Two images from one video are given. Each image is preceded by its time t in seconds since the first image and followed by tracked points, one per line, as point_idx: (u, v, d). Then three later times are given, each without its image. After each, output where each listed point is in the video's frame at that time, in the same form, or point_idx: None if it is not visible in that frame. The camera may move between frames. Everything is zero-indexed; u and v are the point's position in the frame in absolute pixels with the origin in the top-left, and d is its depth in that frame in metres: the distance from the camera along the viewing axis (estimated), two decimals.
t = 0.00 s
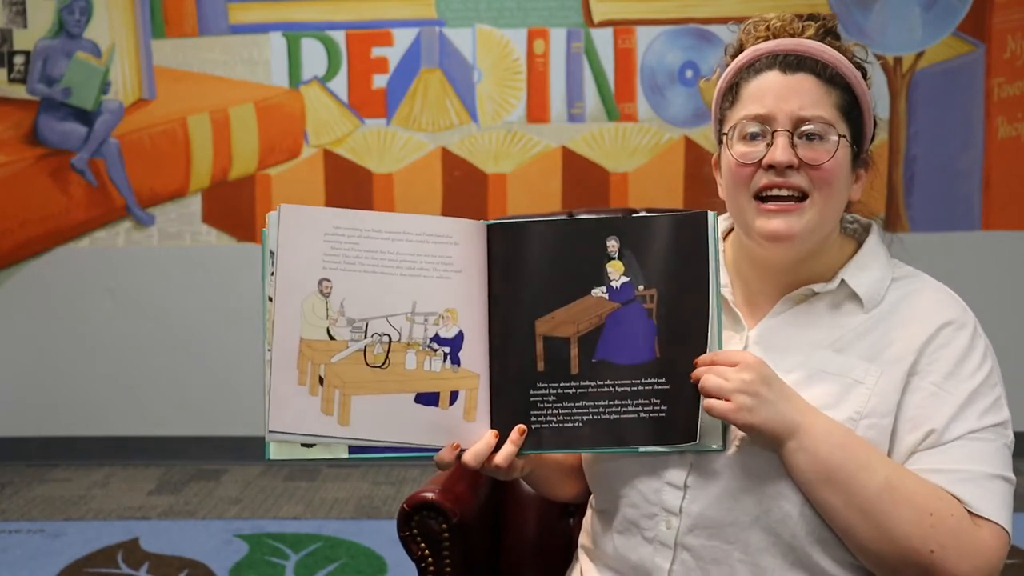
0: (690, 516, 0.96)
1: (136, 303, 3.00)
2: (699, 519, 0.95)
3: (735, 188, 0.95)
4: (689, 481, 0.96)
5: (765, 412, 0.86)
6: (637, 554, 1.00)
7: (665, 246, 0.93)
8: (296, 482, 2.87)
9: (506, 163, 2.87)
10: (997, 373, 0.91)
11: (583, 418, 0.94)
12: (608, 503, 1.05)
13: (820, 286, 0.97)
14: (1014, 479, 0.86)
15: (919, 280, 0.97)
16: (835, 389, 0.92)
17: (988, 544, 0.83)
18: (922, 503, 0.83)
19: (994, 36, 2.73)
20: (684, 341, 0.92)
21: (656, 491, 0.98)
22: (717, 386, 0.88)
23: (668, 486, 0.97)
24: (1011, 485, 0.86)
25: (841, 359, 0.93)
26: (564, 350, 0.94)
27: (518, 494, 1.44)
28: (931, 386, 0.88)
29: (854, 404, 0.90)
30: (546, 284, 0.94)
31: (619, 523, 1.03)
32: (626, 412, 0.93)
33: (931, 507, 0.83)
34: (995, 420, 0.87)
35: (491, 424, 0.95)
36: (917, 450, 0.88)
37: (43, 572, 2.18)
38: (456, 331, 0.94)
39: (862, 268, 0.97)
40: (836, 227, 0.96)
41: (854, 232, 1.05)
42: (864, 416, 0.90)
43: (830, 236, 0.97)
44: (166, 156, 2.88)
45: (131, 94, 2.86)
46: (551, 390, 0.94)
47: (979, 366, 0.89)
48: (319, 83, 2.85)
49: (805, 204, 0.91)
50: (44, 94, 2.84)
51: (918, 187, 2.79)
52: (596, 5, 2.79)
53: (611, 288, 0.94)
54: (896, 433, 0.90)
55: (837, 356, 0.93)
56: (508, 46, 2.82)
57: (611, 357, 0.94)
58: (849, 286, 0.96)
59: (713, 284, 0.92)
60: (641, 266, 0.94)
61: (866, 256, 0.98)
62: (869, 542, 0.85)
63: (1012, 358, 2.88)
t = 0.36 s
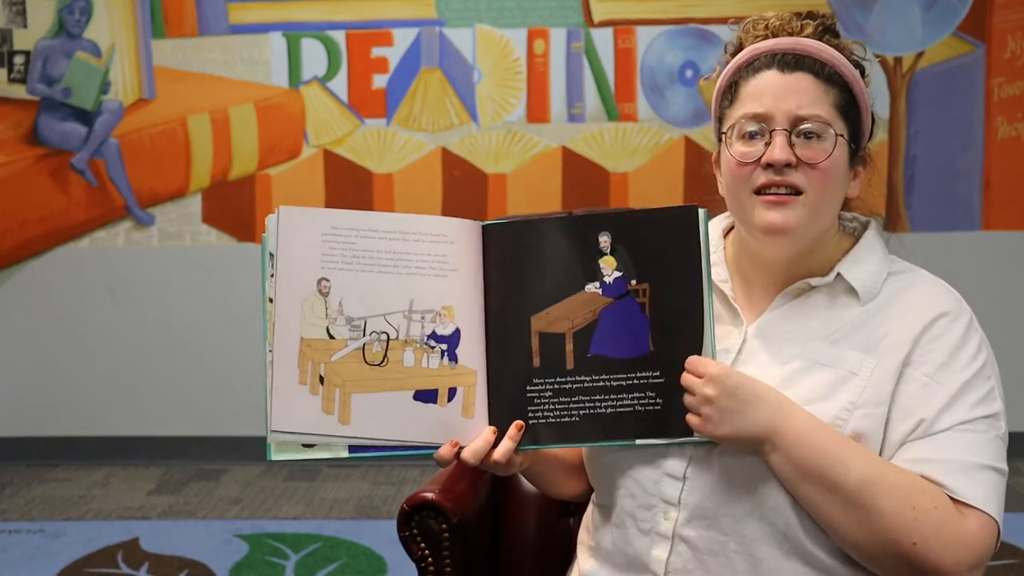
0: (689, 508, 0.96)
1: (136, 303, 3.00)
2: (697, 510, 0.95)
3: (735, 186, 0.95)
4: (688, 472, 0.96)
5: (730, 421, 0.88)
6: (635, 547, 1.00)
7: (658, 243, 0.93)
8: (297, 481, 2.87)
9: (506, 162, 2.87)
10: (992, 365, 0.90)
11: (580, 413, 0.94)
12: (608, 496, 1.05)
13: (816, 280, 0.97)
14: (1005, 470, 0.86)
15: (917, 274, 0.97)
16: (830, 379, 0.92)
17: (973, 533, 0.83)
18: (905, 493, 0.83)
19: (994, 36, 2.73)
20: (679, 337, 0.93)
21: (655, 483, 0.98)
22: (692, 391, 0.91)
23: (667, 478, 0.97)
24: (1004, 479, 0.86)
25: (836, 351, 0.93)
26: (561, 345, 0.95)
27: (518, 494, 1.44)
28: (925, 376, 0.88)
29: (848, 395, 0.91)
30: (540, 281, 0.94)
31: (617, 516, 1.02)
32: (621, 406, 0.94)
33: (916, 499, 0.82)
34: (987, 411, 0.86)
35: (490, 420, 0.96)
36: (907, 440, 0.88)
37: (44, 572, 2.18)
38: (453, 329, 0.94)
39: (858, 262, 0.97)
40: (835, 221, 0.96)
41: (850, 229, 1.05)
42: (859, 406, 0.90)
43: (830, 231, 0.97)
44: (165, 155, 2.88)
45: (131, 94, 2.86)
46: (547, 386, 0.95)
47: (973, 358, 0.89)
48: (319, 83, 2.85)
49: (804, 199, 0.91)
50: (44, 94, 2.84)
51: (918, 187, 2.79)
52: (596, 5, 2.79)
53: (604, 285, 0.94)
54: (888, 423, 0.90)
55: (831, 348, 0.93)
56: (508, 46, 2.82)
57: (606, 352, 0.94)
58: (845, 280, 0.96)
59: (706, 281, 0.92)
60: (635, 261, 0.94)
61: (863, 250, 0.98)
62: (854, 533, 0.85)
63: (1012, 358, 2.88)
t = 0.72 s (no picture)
0: (680, 492, 0.98)
1: (136, 303, 3.00)
2: (688, 494, 0.98)
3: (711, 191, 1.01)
4: (681, 458, 0.99)
5: (714, 412, 0.87)
6: (630, 531, 1.03)
7: (645, 239, 0.94)
8: (297, 481, 2.87)
9: (506, 163, 2.87)
10: (983, 358, 0.93)
11: (575, 408, 0.95)
12: (604, 485, 1.07)
13: (811, 272, 1.00)
14: (992, 460, 0.88)
15: (912, 268, 1.00)
16: (821, 367, 0.94)
17: (955, 520, 0.85)
18: (891, 479, 0.84)
19: (994, 36, 2.73)
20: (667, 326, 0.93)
21: (650, 469, 1.00)
22: (678, 379, 0.90)
23: (662, 463, 0.99)
24: (990, 468, 0.88)
25: (829, 340, 0.95)
26: (553, 341, 0.96)
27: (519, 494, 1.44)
28: (914, 365, 0.91)
29: (838, 382, 0.93)
30: (532, 274, 0.96)
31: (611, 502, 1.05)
32: (613, 399, 0.94)
33: (901, 487, 0.84)
34: (975, 402, 0.89)
35: (489, 420, 0.97)
36: (894, 426, 0.90)
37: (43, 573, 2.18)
38: (451, 331, 0.96)
39: (854, 254, 0.99)
40: (813, 230, 0.98)
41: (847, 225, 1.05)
42: (849, 393, 0.92)
43: (814, 236, 0.98)
44: (165, 156, 2.88)
45: (131, 94, 2.86)
46: (543, 382, 0.96)
47: (966, 348, 0.91)
48: (319, 83, 2.85)
49: (758, 213, 0.95)
50: (44, 94, 2.84)
51: (918, 187, 2.79)
52: (596, 5, 2.79)
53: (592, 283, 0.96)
54: (877, 411, 0.92)
55: (825, 337, 0.96)
56: (508, 46, 2.82)
57: (598, 346, 0.95)
58: (840, 272, 0.99)
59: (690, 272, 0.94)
60: (620, 256, 0.95)
61: (857, 245, 1.00)
62: (837, 520, 0.86)
63: (1012, 359, 2.88)
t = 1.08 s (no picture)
0: (676, 475, 1.03)
1: (137, 303, 3.00)
2: (683, 478, 1.03)
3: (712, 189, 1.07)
4: (677, 442, 1.04)
5: (699, 396, 0.89)
6: (626, 515, 1.07)
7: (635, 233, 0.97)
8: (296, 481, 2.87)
9: (506, 163, 2.87)
10: (978, 359, 0.95)
11: (578, 405, 0.97)
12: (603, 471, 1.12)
13: (812, 269, 1.04)
14: (976, 457, 0.90)
15: (909, 269, 1.03)
16: (814, 356, 0.98)
17: (931, 509, 0.87)
18: (870, 466, 0.86)
19: (994, 36, 2.73)
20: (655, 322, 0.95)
21: (648, 454, 1.06)
22: (661, 366, 0.92)
23: (659, 448, 1.05)
24: (972, 463, 0.90)
25: (826, 331, 0.99)
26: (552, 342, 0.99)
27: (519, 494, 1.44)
28: (904, 358, 0.94)
29: (829, 371, 0.96)
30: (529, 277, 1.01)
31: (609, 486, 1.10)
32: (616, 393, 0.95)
33: (882, 474, 0.86)
34: (961, 398, 0.91)
35: (499, 424, 1.00)
36: (879, 416, 0.93)
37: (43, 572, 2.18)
38: (459, 335, 1.00)
39: (855, 253, 1.02)
40: (806, 236, 1.02)
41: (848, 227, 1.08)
42: (839, 381, 0.95)
43: (809, 241, 1.03)
44: (166, 156, 2.88)
45: (131, 94, 2.86)
46: (544, 382, 0.98)
47: (957, 345, 0.94)
48: (319, 83, 2.85)
49: (749, 218, 1.00)
50: (44, 94, 2.84)
51: (918, 187, 2.79)
52: (596, 5, 2.79)
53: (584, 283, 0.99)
54: (866, 399, 0.95)
55: (821, 329, 1.00)
56: (508, 46, 2.82)
57: (597, 344, 0.97)
58: (839, 269, 1.03)
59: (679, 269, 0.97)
60: (608, 254, 0.98)
61: (857, 245, 1.03)
62: (817, 504, 0.88)
63: (1012, 358, 2.88)
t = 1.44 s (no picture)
0: (677, 466, 1.09)
1: (137, 303, 3.00)
2: (684, 469, 1.08)
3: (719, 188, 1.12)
4: (681, 434, 1.10)
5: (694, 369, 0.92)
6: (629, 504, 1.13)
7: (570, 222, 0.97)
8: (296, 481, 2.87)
9: (506, 162, 2.87)
10: (966, 355, 1.00)
11: (569, 393, 0.99)
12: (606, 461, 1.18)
13: (814, 268, 1.09)
14: (953, 445, 0.94)
15: (909, 271, 1.08)
16: (813, 350, 1.02)
17: (899, 488, 0.90)
18: (831, 451, 0.91)
19: (994, 36, 2.72)
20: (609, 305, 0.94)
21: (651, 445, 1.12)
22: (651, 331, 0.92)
23: (663, 440, 1.11)
24: (947, 452, 0.94)
25: (823, 328, 1.04)
26: (547, 335, 1.01)
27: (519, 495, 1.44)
28: (891, 351, 0.99)
29: (827, 364, 1.01)
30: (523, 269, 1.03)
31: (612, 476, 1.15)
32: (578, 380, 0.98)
33: (847, 459, 0.91)
34: (940, 389, 0.96)
35: (505, 415, 1.05)
36: (861, 401, 0.98)
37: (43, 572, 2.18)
38: (454, 333, 1.05)
39: (856, 255, 1.08)
40: (809, 235, 1.08)
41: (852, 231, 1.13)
42: (835, 373, 1.00)
43: (812, 242, 1.09)
44: (166, 156, 2.88)
45: (131, 94, 2.86)
46: (543, 372, 1.01)
47: (946, 340, 0.99)
48: (319, 83, 2.85)
49: (754, 217, 1.06)
50: (44, 94, 2.84)
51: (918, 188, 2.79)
52: (596, 5, 2.79)
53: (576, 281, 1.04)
54: (858, 389, 0.99)
55: (820, 325, 1.05)
56: (508, 46, 2.82)
57: (570, 330, 0.98)
58: (841, 269, 1.08)
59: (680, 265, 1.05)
60: (564, 239, 0.98)
61: (859, 247, 1.08)
62: (783, 491, 0.91)
63: (1012, 358, 2.88)
